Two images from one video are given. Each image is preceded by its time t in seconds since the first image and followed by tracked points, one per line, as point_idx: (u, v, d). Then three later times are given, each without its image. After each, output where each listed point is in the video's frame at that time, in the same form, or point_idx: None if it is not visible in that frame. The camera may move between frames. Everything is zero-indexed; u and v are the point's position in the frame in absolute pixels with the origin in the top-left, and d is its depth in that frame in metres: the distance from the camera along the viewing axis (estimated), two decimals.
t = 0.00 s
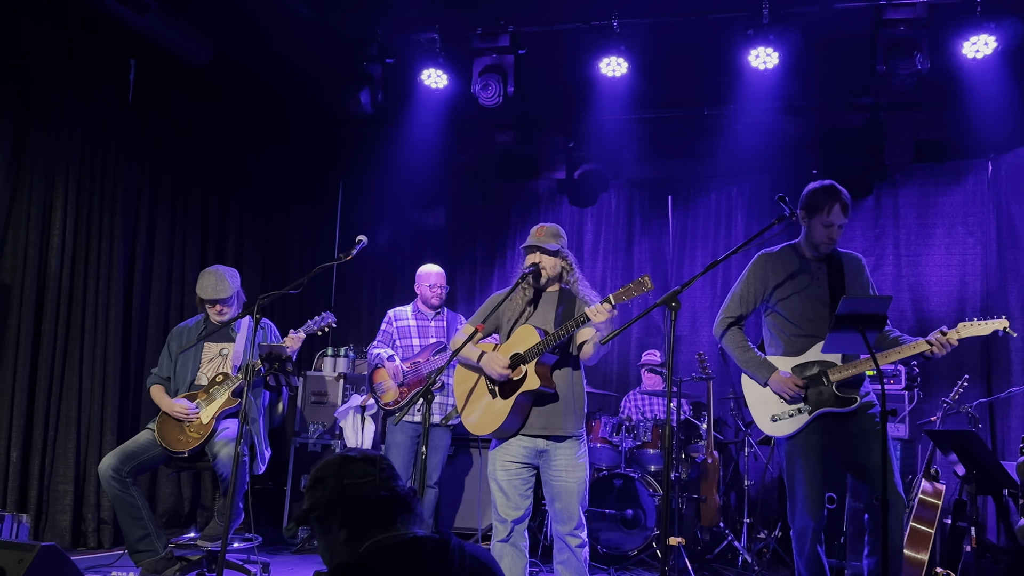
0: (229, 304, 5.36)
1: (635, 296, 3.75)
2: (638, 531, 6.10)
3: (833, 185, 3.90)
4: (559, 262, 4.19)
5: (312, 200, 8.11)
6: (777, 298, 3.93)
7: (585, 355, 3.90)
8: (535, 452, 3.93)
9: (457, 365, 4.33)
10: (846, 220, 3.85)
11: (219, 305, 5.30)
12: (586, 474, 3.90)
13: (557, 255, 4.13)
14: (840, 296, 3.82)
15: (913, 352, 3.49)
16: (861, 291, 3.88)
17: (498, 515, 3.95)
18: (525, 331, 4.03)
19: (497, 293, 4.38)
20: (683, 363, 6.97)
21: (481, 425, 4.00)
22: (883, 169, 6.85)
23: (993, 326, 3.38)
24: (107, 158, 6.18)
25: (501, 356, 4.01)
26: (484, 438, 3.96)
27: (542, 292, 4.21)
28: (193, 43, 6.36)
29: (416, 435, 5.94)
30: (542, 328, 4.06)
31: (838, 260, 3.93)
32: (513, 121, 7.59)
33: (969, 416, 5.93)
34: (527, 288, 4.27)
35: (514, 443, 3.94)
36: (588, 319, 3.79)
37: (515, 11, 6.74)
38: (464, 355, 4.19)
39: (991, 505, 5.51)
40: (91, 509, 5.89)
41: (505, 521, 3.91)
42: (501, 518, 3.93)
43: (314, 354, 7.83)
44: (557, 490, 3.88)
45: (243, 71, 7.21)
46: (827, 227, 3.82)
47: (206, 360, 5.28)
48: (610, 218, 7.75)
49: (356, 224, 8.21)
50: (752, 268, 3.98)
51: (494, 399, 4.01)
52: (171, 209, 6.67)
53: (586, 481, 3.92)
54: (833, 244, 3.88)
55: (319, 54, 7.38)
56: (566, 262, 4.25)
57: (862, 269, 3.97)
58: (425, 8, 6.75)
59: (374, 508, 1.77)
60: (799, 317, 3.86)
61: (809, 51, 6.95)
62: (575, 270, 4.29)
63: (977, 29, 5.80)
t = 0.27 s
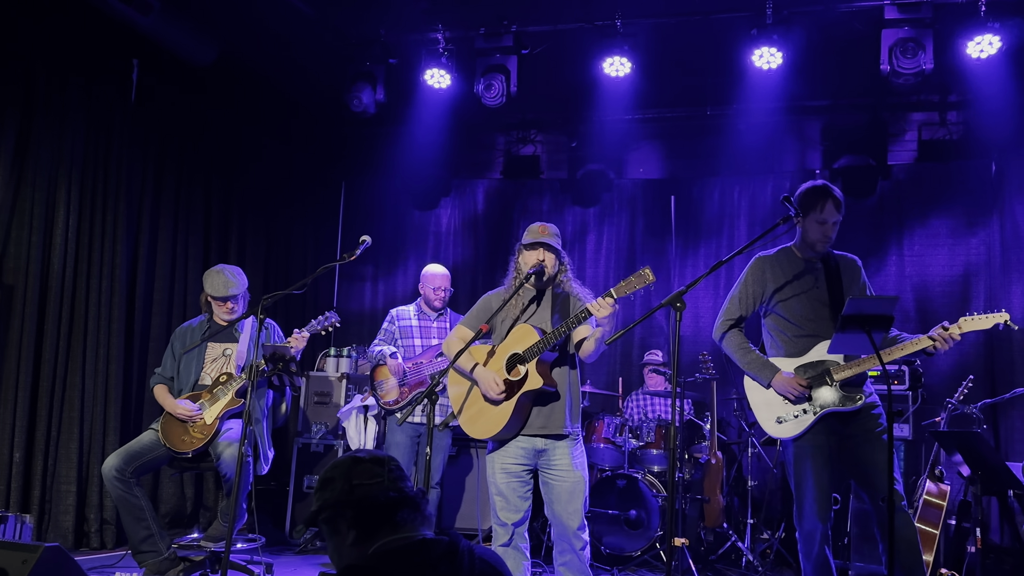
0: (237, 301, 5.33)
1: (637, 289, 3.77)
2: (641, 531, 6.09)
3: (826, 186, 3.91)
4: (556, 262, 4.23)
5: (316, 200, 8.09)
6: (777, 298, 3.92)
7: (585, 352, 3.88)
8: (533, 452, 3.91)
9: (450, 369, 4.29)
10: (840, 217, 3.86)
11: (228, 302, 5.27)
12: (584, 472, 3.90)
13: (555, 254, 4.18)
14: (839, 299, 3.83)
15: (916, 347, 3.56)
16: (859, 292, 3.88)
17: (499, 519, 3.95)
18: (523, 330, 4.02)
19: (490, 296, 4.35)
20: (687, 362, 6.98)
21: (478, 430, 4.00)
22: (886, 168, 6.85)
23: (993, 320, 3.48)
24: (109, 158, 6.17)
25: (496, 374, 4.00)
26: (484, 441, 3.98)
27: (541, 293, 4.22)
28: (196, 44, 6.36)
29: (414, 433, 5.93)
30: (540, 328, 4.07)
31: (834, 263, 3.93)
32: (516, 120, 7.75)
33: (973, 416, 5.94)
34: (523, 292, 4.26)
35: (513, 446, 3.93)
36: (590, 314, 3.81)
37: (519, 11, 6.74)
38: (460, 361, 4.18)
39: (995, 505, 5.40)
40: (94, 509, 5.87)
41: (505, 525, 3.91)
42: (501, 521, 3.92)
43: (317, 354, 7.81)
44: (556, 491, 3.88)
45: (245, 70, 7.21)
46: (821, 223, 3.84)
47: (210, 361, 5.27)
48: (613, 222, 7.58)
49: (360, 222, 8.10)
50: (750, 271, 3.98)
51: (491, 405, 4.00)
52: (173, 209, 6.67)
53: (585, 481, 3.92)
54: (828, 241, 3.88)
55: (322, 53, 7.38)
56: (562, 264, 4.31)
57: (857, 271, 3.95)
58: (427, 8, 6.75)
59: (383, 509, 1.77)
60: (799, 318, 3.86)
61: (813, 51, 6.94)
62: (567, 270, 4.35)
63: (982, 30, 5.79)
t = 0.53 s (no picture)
0: (240, 300, 5.34)
1: (639, 283, 3.72)
2: (644, 533, 6.08)
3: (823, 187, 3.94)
4: (559, 262, 4.23)
5: (318, 201, 8.10)
6: (778, 300, 3.92)
7: (589, 349, 3.88)
8: (533, 452, 3.91)
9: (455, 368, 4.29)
10: (837, 212, 3.90)
11: (231, 301, 5.29)
12: (581, 470, 3.92)
13: (558, 255, 4.18)
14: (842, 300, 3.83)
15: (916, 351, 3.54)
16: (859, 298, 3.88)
17: (501, 522, 3.94)
18: (526, 327, 4.03)
19: (494, 295, 4.35)
20: (690, 364, 6.99)
21: (480, 427, 3.97)
22: (890, 169, 6.77)
23: (993, 320, 3.35)
24: (112, 159, 6.17)
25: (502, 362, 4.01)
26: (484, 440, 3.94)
27: (545, 293, 4.21)
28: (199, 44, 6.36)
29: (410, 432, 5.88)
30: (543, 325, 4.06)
31: (837, 267, 3.94)
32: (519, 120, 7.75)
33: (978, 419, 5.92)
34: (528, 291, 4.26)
35: (515, 447, 3.93)
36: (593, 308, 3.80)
37: (521, 12, 6.74)
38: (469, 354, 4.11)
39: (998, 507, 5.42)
40: (97, 511, 5.87)
41: (507, 528, 3.89)
42: (503, 523, 3.91)
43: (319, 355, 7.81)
44: (550, 491, 3.89)
45: (248, 71, 7.21)
46: (817, 217, 3.87)
47: (213, 362, 5.28)
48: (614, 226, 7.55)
49: (361, 225, 8.19)
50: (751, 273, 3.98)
51: (495, 399, 4.00)
52: (176, 210, 6.66)
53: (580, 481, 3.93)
54: (826, 237, 3.91)
55: (325, 54, 7.38)
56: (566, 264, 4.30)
57: (859, 273, 3.96)
58: (430, 9, 6.75)
59: (389, 513, 1.76)
60: (801, 320, 3.86)
61: (815, 52, 6.95)
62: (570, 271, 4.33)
63: (985, 31, 5.78)
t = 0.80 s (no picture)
0: (242, 311, 5.34)
1: (634, 300, 3.65)
2: (645, 543, 6.10)
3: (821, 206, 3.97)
4: (567, 279, 4.18)
5: (318, 210, 8.10)
6: (775, 319, 3.94)
7: (589, 365, 3.92)
8: (536, 468, 3.92)
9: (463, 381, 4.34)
10: (830, 228, 3.91)
11: (233, 312, 5.29)
12: (586, 487, 3.91)
13: (565, 272, 4.13)
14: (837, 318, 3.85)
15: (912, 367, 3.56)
16: (856, 317, 3.88)
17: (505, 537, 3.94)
18: (528, 341, 4.05)
19: (506, 309, 4.38)
20: (691, 374, 7.01)
21: (486, 440, 4.02)
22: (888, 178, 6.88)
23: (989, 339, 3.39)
24: (115, 170, 6.18)
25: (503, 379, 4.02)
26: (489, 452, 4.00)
27: (548, 308, 4.19)
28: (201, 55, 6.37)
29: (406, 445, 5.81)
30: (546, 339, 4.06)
31: (834, 283, 3.96)
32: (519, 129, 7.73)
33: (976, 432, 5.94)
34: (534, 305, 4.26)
35: (516, 460, 3.94)
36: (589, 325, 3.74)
37: (522, 23, 6.74)
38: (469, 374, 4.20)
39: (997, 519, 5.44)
40: (99, 522, 5.87)
41: (510, 544, 3.90)
42: (505, 538, 3.92)
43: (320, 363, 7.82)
44: (556, 508, 3.88)
45: (249, 80, 7.21)
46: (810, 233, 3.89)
47: (214, 375, 5.27)
48: (616, 231, 7.61)
49: (364, 239, 8.25)
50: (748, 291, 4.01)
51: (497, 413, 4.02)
52: (178, 220, 6.67)
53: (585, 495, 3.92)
54: (821, 254, 3.94)
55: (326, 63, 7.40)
56: (574, 278, 4.22)
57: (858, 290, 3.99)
58: (431, 20, 6.76)
59: (395, 546, 1.77)
60: (799, 338, 3.86)
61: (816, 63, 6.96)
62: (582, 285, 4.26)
63: (985, 44, 5.79)
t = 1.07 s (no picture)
0: (240, 317, 5.38)
1: (630, 301, 3.70)
2: (643, 546, 6.14)
3: (804, 212, 3.99)
4: (566, 284, 4.20)
5: (316, 213, 8.12)
6: (769, 327, 3.97)
7: (588, 368, 3.94)
8: (538, 472, 3.94)
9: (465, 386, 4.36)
10: (817, 232, 3.94)
11: (231, 318, 5.32)
12: (589, 494, 3.91)
13: (563, 277, 4.15)
14: (831, 320, 3.88)
15: (903, 372, 3.59)
16: (849, 320, 3.90)
17: (505, 541, 3.97)
18: (528, 344, 4.08)
19: (506, 317, 4.42)
20: (688, 378, 7.04)
21: (483, 442, 4.03)
22: (886, 182, 6.83)
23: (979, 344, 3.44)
24: (113, 175, 6.19)
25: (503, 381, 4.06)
26: (489, 452, 4.00)
27: (546, 314, 4.21)
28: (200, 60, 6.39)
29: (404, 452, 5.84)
30: (545, 341, 4.09)
31: (828, 286, 3.99)
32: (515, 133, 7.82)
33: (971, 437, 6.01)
34: (533, 311, 4.29)
35: (518, 464, 3.97)
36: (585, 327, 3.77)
37: (521, 28, 6.78)
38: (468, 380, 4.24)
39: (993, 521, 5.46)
40: (98, 526, 5.88)
41: (511, 548, 3.92)
42: (507, 544, 3.95)
43: (318, 366, 7.84)
44: (559, 513, 3.89)
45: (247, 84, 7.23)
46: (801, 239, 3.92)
47: (212, 380, 5.28)
48: (615, 237, 7.62)
49: (361, 242, 8.23)
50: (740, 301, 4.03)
51: (496, 415, 4.04)
52: (176, 224, 6.69)
53: (589, 502, 3.92)
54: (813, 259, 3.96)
55: (325, 66, 7.42)
56: (572, 284, 4.24)
57: (852, 293, 4.01)
58: (429, 25, 6.79)
59: (394, 556, 1.79)
60: (792, 344, 3.89)
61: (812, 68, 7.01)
62: (580, 290, 4.28)
63: (980, 51, 5.83)
